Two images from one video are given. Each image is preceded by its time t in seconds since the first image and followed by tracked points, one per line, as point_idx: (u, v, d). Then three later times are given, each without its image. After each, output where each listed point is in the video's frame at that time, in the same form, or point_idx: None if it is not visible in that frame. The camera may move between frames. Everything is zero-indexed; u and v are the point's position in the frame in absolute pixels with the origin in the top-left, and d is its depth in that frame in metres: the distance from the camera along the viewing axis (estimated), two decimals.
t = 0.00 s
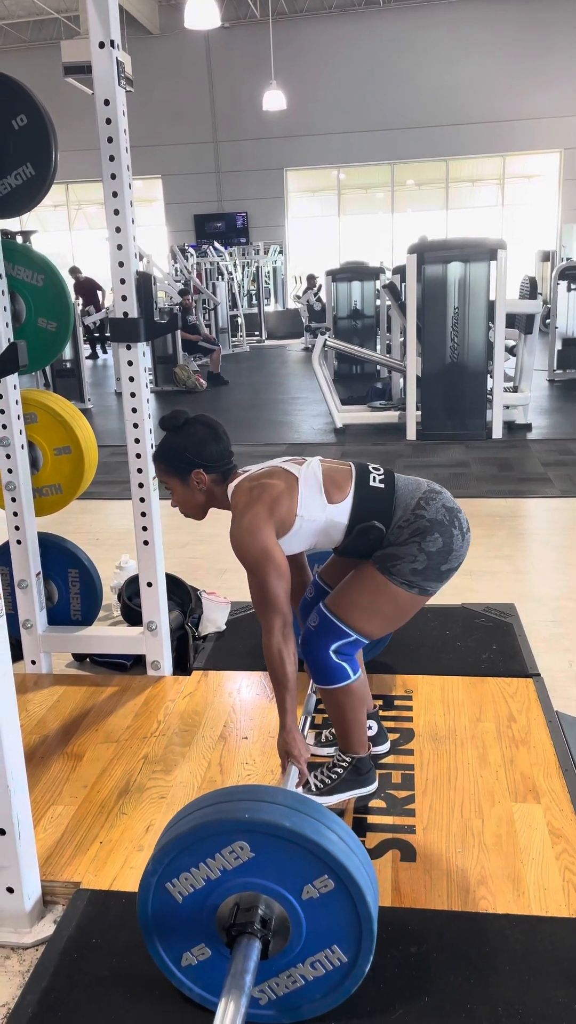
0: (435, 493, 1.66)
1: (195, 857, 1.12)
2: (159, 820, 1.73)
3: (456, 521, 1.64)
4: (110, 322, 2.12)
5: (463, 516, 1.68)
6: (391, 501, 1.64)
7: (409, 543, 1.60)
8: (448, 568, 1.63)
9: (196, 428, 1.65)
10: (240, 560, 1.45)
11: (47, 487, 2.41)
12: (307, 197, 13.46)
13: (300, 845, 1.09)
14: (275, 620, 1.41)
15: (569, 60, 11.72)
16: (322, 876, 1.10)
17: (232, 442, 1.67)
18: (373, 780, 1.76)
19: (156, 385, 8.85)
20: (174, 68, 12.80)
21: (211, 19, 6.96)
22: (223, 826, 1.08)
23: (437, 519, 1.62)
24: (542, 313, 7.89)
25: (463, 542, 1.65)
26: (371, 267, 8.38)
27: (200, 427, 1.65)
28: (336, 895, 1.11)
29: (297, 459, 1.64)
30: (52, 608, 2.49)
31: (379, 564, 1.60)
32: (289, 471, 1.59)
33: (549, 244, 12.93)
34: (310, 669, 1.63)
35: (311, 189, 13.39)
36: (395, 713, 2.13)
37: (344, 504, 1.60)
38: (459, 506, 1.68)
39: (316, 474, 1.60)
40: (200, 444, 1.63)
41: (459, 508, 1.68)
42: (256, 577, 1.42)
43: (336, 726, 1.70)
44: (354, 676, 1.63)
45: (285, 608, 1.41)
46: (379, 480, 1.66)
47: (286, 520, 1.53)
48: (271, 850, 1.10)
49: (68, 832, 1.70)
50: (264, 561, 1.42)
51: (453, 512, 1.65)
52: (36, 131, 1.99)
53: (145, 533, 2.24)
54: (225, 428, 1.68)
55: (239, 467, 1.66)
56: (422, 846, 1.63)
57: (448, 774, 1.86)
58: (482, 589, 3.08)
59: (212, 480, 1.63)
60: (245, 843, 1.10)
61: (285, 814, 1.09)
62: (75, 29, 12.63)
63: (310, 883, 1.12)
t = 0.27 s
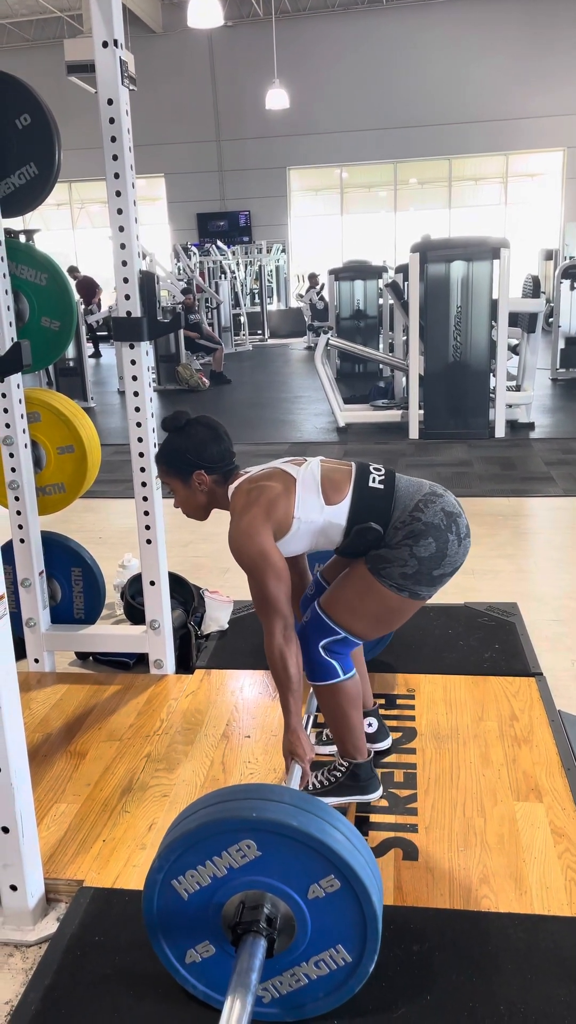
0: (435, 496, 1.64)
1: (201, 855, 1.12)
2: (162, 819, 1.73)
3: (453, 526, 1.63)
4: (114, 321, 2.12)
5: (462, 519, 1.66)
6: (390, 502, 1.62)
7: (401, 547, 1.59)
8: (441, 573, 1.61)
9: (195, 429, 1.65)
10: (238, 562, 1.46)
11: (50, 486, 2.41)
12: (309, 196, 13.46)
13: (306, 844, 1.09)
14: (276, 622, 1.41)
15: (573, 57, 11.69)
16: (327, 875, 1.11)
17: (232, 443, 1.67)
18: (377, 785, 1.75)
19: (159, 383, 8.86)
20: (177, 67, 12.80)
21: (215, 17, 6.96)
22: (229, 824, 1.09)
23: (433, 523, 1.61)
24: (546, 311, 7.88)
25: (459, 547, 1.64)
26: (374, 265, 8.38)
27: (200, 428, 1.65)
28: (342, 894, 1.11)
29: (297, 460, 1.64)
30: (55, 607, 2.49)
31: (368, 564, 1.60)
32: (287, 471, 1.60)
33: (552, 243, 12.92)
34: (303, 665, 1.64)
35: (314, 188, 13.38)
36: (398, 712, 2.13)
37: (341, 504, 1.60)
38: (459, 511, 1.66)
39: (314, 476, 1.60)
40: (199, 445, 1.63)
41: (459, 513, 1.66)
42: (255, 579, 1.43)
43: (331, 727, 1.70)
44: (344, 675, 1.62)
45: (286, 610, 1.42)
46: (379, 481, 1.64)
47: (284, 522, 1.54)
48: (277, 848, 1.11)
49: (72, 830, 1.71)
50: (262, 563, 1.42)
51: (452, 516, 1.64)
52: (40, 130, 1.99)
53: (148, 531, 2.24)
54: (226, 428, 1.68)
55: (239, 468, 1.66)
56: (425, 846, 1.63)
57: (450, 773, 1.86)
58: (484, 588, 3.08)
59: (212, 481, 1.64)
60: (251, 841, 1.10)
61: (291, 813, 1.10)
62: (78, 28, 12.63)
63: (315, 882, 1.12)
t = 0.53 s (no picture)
0: (444, 498, 1.65)
1: (202, 855, 1.12)
2: (164, 819, 1.73)
3: (462, 527, 1.63)
4: (117, 321, 2.12)
5: (471, 520, 1.66)
6: (399, 504, 1.62)
7: (411, 548, 1.59)
8: (451, 575, 1.62)
9: (205, 430, 1.65)
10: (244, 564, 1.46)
11: (53, 486, 2.42)
12: (312, 195, 13.46)
13: (307, 843, 1.09)
14: (280, 623, 1.42)
15: None
16: (329, 875, 1.11)
17: (241, 445, 1.67)
18: (381, 787, 1.75)
19: (161, 383, 8.87)
20: (180, 67, 12.81)
21: (217, 16, 6.96)
22: (231, 825, 1.09)
23: (442, 525, 1.61)
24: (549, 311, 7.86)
25: (469, 548, 1.64)
26: (377, 265, 8.37)
27: (210, 429, 1.65)
28: (344, 894, 1.11)
29: (305, 463, 1.64)
30: (57, 607, 2.50)
31: (378, 566, 1.60)
32: (295, 473, 1.60)
33: (555, 242, 12.90)
34: (311, 667, 1.64)
35: (317, 187, 13.38)
36: (400, 712, 2.14)
37: (352, 507, 1.59)
38: (468, 513, 1.66)
39: (323, 477, 1.60)
40: (209, 447, 1.63)
41: (468, 515, 1.66)
42: (261, 580, 1.44)
43: (339, 728, 1.70)
44: (353, 676, 1.62)
45: (291, 612, 1.42)
46: (388, 483, 1.64)
47: (292, 524, 1.54)
48: (278, 849, 1.11)
49: (74, 830, 1.71)
50: (269, 565, 1.43)
51: (460, 518, 1.64)
52: (43, 131, 1.99)
53: (151, 532, 2.24)
54: (235, 430, 1.69)
55: (248, 470, 1.67)
56: (427, 846, 1.63)
57: (452, 774, 1.86)
58: (486, 588, 3.08)
59: (221, 483, 1.64)
60: (252, 842, 1.10)
61: (293, 814, 1.10)
62: (81, 27, 12.65)
63: (317, 883, 1.12)
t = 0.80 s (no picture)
0: (447, 503, 1.65)
1: (206, 854, 1.12)
2: (168, 818, 1.74)
3: (466, 533, 1.63)
4: (120, 321, 2.13)
5: (474, 525, 1.67)
6: (402, 509, 1.63)
7: (413, 552, 1.60)
8: (452, 579, 1.63)
9: (210, 427, 1.65)
10: (248, 563, 1.46)
11: (56, 485, 2.42)
12: (315, 195, 13.46)
13: (311, 842, 1.09)
14: (283, 623, 1.42)
15: None
16: (332, 874, 1.11)
17: (246, 442, 1.67)
18: (382, 787, 1.75)
19: (164, 382, 8.87)
20: (183, 66, 12.82)
21: (220, 16, 6.96)
22: (235, 824, 1.09)
23: (445, 530, 1.62)
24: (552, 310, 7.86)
25: (472, 553, 1.64)
26: (380, 264, 8.36)
27: (216, 426, 1.65)
28: (347, 893, 1.11)
29: (310, 464, 1.64)
30: (60, 606, 2.50)
31: (379, 568, 1.61)
32: (301, 474, 1.60)
33: (559, 241, 12.87)
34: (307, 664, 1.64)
35: (320, 187, 13.38)
36: (402, 711, 2.14)
37: (356, 510, 1.60)
38: (472, 519, 1.67)
39: (328, 480, 1.60)
40: (214, 444, 1.63)
41: (472, 521, 1.66)
42: (264, 580, 1.44)
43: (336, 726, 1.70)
44: (349, 673, 1.62)
45: (294, 612, 1.42)
46: (392, 487, 1.64)
47: (296, 525, 1.54)
48: (282, 849, 1.11)
49: (78, 828, 1.71)
50: (272, 565, 1.43)
51: (464, 523, 1.64)
52: (47, 130, 2.00)
53: (153, 531, 2.25)
54: (241, 429, 1.69)
55: (253, 468, 1.67)
56: (430, 845, 1.63)
57: (455, 773, 1.86)
58: (489, 588, 3.08)
59: (225, 480, 1.64)
60: (256, 841, 1.10)
61: (296, 813, 1.10)
62: (84, 27, 12.66)
63: (320, 882, 1.12)
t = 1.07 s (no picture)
0: (451, 511, 1.65)
1: (206, 852, 1.12)
2: (169, 816, 1.74)
3: (470, 540, 1.63)
4: (121, 320, 2.12)
5: (478, 532, 1.66)
6: (406, 518, 1.63)
7: (417, 558, 1.60)
8: (457, 585, 1.62)
9: (235, 409, 1.65)
10: (257, 558, 1.46)
11: (58, 485, 2.42)
12: (317, 194, 13.46)
13: (311, 841, 1.09)
14: (290, 620, 1.42)
15: None
16: (333, 873, 1.11)
17: (266, 432, 1.67)
18: (385, 789, 1.75)
19: (166, 382, 8.88)
20: (184, 67, 12.82)
21: (222, 16, 6.96)
22: (236, 823, 1.09)
23: (449, 537, 1.62)
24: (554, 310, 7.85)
25: (476, 561, 1.64)
26: (382, 263, 8.36)
27: (240, 409, 1.65)
28: (347, 892, 1.11)
29: (319, 466, 1.63)
30: (62, 606, 2.50)
31: (383, 575, 1.61)
32: (311, 474, 1.59)
33: (562, 241, 12.85)
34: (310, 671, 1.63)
35: (322, 187, 13.38)
36: (404, 711, 2.13)
37: (360, 519, 1.60)
38: (475, 526, 1.66)
39: (337, 485, 1.60)
40: (236, 427, 1.63)
41: (476, 528, 1.66)
42: (272, 577, 1.43)
43: (339, 729, 1.69)
44: (353, 678, 1.61)
45: (300, 610, 1.42)
46: (396, 498, 1.65)
47: (305, 525, 1.53)
48: (282, 848, 1.11)
49: (79, 827, 1.71)
50: (281, 562, 1.42)
51: (468, 530, 1.64)
52: (48, 130, 1.99)
53: (155, 531, 2.25)
54: (262, 414, 1.69)
55: (265, 460, 1.67)
56: (432, 845, 1.63)
57: (457, 773, 1.85)
58: (491, 587, 3.07)
59: (238, 466, 1.65)
60: (256, 840, 1.10)
61: (296, 811, 1.10)
62: (86, 27, 12.66)
63: (321, 880, 1.12)
